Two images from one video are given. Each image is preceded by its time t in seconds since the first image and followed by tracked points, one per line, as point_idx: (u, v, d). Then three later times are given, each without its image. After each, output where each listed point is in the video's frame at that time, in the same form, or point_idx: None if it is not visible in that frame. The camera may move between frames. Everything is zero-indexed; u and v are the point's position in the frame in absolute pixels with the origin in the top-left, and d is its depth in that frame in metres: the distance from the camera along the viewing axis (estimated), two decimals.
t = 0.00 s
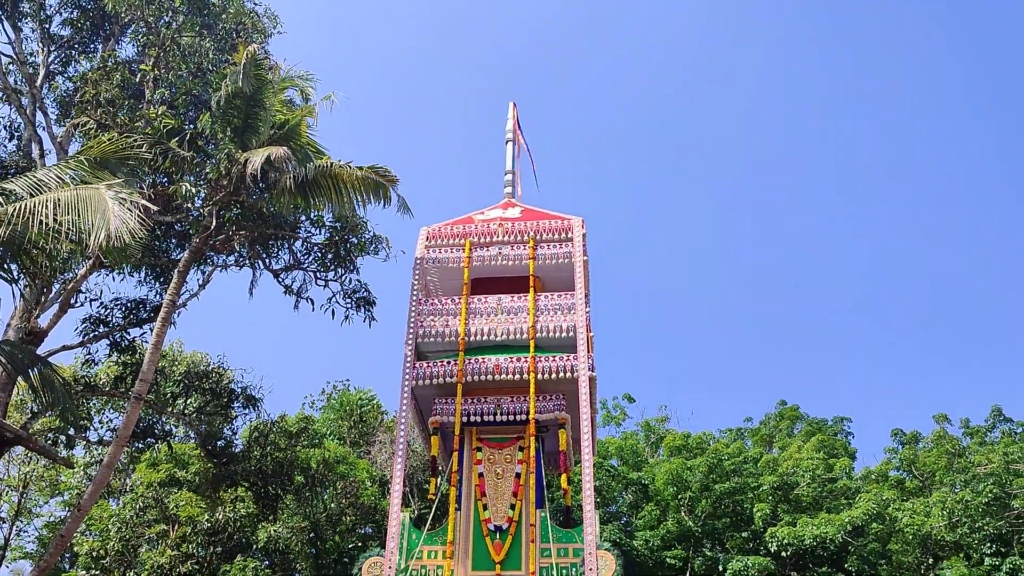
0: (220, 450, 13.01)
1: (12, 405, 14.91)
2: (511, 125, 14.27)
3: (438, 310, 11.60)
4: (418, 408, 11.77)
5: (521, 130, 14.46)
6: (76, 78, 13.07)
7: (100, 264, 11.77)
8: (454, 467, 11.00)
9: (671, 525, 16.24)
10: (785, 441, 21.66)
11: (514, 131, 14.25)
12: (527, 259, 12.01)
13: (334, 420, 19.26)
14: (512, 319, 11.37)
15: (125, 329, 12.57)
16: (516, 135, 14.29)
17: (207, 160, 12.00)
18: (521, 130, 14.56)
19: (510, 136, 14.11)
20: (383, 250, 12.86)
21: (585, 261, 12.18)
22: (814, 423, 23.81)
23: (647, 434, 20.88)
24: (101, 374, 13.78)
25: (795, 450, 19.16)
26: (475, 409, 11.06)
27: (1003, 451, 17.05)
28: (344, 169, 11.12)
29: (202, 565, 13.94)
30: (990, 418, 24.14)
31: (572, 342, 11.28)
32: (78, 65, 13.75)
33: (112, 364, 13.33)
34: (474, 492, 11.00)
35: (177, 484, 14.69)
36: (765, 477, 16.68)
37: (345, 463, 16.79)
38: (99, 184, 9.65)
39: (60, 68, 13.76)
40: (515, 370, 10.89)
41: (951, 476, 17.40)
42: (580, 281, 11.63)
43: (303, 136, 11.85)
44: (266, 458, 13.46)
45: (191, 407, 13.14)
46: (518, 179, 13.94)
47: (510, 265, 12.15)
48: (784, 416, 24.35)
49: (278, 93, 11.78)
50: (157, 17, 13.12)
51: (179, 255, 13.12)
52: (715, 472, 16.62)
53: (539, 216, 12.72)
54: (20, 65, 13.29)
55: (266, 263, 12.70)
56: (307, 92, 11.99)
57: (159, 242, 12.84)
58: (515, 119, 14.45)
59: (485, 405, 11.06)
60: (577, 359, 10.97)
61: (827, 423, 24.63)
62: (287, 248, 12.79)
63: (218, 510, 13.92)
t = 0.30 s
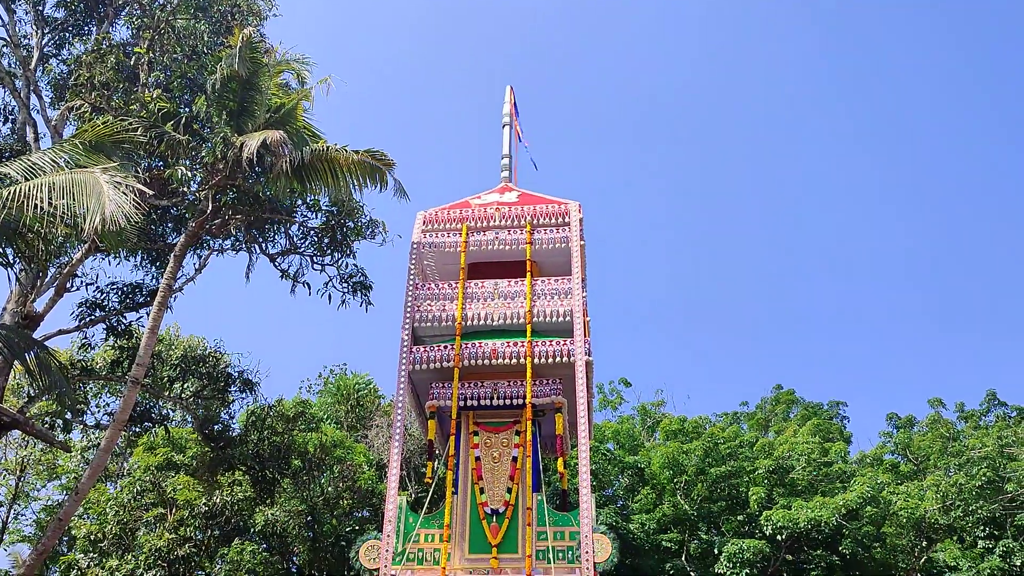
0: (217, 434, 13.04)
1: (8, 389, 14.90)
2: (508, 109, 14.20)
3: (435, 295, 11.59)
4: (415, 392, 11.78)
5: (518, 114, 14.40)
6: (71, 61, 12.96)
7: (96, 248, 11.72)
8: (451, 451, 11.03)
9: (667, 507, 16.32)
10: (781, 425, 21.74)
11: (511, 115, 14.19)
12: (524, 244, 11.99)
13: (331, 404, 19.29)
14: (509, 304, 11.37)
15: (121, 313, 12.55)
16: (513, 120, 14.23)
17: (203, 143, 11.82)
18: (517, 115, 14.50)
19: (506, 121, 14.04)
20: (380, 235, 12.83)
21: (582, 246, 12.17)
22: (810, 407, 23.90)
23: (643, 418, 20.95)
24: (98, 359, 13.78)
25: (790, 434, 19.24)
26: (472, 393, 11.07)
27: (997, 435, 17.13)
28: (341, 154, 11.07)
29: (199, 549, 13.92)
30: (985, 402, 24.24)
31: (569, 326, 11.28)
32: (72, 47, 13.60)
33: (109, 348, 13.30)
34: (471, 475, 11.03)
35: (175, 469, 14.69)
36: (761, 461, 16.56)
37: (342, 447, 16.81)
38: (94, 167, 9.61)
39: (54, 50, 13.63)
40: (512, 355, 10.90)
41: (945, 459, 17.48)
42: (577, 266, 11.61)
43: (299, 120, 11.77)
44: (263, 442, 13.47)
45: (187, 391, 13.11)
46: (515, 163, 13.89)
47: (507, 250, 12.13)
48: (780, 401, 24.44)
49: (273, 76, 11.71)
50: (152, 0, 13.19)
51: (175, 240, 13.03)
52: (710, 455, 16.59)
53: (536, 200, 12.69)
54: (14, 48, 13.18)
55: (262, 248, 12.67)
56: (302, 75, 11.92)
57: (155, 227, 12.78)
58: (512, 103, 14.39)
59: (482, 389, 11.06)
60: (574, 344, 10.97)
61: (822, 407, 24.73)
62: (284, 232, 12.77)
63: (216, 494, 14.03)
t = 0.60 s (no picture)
0: (216, 419, 13.11)
1: (5, 373, 14.90)
2: (505, 93, 14.13)
3: (432, 279, 11.57)
4: (413, 377, 11.79)
5: (515, 98, 14.33)
6: (66, 44, 12.87)
7: (93, 233, 11.69)
8: (449, 435, 11.06)
9: (664, 492, 16.25)
10: (777, 409, 21.83)
11: (508, 99, 14.11)
12: (522, 229, 11.96)
13: (329, 389, 19.32)
14: (506, 289, 11.36)
15: (118, 298, 12.54)
16: (510, 104, 14.16)
17: (200, 127, 11.78)
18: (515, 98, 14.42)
19: (504, 105, 13.98)
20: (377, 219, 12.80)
21: (579, 231, 12.14)
22: (806, 391, 23.99)
23: (640, 402, 21.02)
24: (95, 343, 13.71)
25: (787, 418, 19.31)
26: (469, 377, 11.08)
27: (993, 420, 17.20)
28: (338, 138, 10.96)
29: (198, 532, 14.08)
30: (980, 387, 24.33)
31: (566, 311, 11.28)
32: (67, 31, 13.53)
33: (106, 333, 13.28)
34: (468, 460, 11.06)
35: (172, 452, 14.73)
36: (757, 446, 16.73)
37: (340, 432, 16.85)
38: (89, 151, 9.57)
39: (48, 34, 13.56)
40: (509, 340, 10.89)
41: (941, 443, 17.56)
42: (574, 251, 11.59)
43: (296, 104, 11.74)
44: (261, 426, 13.54)
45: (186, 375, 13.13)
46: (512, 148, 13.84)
47: (504, 235, 12.10)
48: (777, 385, 24.51)
49: (269, 60, 11.68)
50: None
51: (172, 225, 12.99)
52: (707, 440, 16.82)
53: (533, 185, 12.65)
54: (8, 31, 13.08)
55: (259, 232, 12.64)
56: (299, 59, 11.87)
57: (152, 212, 12.73)
58: (510, 87, 14.31)
59: (479, 374, 11.07)
60: (571, 329, 10.97)
61: (818, 392, 24.82)
62: (281, 217, 12.73)
63: (214, 478, 14.11)
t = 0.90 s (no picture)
0: (214, 404, 13.18)
1: (5, 358, 14.91)
2: (504, 78, 14.06)
3: (431, 265, 11.55)
4: (411, 362, 11.80)
5: (514, 83, 14.27)
6: (62, 28, 12.77)
7: (91, 218, 11.66)
8: (447, 420, 11.08)
9: (663, 476, 16.23)
10: (775, 394, 21.90)
11: (507, 84, 14.05)
12: (520, 214, 11.93)
13: (327, 374, 19.37)
14: (505, 274, 11.35)
15: (117, 283, 12.52)
16: (509, 89, 14.10)
17: (197, 112, 11.71)
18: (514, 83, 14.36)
19: (502, 89, 13.91)
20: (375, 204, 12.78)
21: (577, 216, 12.11)
22: (804, 376, 24.09)
23: (638, 387, 21.08)
24: (93, 329, 13.72)
25: (784, 403, 19.36)
26: (467, 363, 11.10)
27: (990, 405, 17.26)
28: (335, 123, 10.96)
29: (198, 516, 14.12)
30: (978, 371, 24.39)
31: (565, 296, 11.27)
32: (63, 15, 13.43)
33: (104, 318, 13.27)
34: (467, 444, 11.09)
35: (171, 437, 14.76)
36: (755, 431, 16.71)
37: (339, 417, 16.89)
38: (87, 136, 9.53)
39: (45, 18, 13.46)
40: (508, 325, 10.88)
41: (937, 428, 17.63)
42: (573, 236, 11.57)
43: (293, 89, 11.77)
44: (260, 411, 13.66)
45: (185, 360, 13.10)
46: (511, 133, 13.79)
47: (502, 220, 12.07)
48: (774, 371, 24.59)
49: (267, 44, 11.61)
50: None
51: (170, 210, 12.93)
52: (705, 425, 16.94)
53: (532, 170, 12.61)
54: (4, 14, 12.98)
55: (258, 218, 12.63)
56: (297, 43, 11.83)
57: (149, 196, 12.67)
58: (508, 72, 14.24)
59: (478, 359, 11.08)
60: (570, 314, 10.96)
61: (816, 377, 24.89)
62: (279, 202, 12.71)
63: (213, 464, 13.98)
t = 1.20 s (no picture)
0: (213, 390, 13.15)
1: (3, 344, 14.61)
2: (503, 63, 13.98)
3: (430, 251, 11.53)
4: (410, 347, 11.81)
5: (513, 68, 14.19)
6: (58, 12, 12.67)
7: (89, 204, 11.63)
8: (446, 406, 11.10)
9: (660, 461, 16.39)
10: (773, 380, 21.95)
11: (506, 69, 13.98)
12: (519, 200, 11.90)
13: (326, 360, 19.39)
14: (504, 260, 11.33)
15: (115, 269, 12.52)
16: (508, 74, 14.02)
17: (195, 98, 11.61)
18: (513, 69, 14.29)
19: (502, 74, 13.83)
20: (374, 190, 12.74)
21: (577, 202, 12.08)
22: (802, 362, 24.13)
23: (637, 373, 21.11)
24: (92, 315, 13.72)
25: (783, 388, 19.40)
26: (466, 348, 11.10)
27: (988, 390, 17.29)
28: (334, 108, 10.92)
29: (198, 501, 14.25)
30: (976, 357, 24.42)
31: (564, 282, 11.25)
32: None
33: (103, 304, 13.26)
34: (466, 430, 11.12)
35: (171, 423, 14.78)
36: (753, 416, 16.80)
37: (338, 402, 16.92)
38: (84, 120, 9.49)
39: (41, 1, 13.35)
40: (507, 312, 10.87)
41: (935, 413, 17.66)
42: (572, 221, 11.54)
43: (292, 74, 11.75)
44: (259, 397, 13.62)
45: (184, 346, 13.08)
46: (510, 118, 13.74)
47: (501, 206, 12.04)
48: (773, 356, 24.63)
49: (265, 29, 11.53)
50: None
51: (168, 195, 12.90)
52: (704, 411, 17.00)
53: (531, 155, 12.56)
54: None
55: (256, 204, 12.56)
56: (295, 28, 11.73)
57: (147, 182, 12.63)
58: (507, 57, 14.16)
59: (477, 345, 11.09)
60: (569, 300, 10.94)
61: (814, 362, 24.94)
62: (277, 188, 12.65)
63: (213, 449, 14.07)
